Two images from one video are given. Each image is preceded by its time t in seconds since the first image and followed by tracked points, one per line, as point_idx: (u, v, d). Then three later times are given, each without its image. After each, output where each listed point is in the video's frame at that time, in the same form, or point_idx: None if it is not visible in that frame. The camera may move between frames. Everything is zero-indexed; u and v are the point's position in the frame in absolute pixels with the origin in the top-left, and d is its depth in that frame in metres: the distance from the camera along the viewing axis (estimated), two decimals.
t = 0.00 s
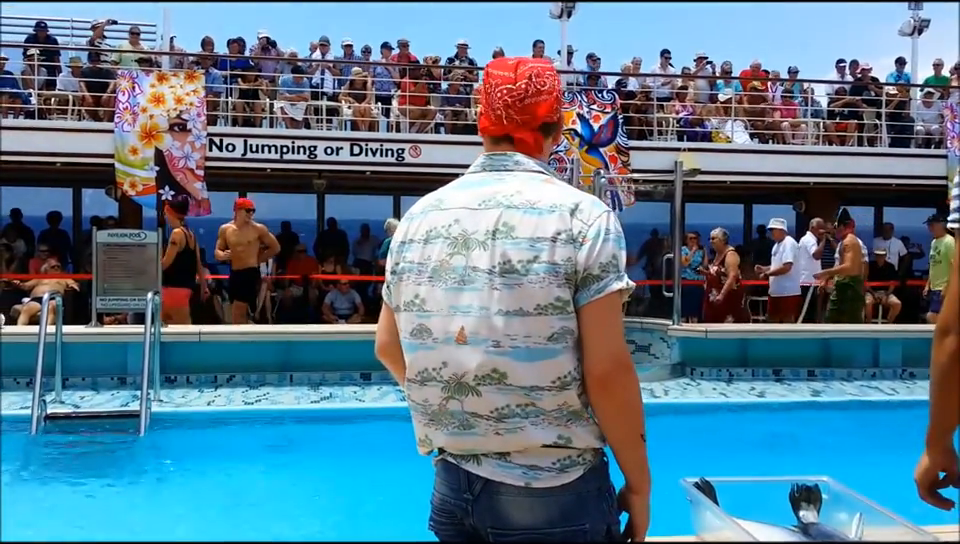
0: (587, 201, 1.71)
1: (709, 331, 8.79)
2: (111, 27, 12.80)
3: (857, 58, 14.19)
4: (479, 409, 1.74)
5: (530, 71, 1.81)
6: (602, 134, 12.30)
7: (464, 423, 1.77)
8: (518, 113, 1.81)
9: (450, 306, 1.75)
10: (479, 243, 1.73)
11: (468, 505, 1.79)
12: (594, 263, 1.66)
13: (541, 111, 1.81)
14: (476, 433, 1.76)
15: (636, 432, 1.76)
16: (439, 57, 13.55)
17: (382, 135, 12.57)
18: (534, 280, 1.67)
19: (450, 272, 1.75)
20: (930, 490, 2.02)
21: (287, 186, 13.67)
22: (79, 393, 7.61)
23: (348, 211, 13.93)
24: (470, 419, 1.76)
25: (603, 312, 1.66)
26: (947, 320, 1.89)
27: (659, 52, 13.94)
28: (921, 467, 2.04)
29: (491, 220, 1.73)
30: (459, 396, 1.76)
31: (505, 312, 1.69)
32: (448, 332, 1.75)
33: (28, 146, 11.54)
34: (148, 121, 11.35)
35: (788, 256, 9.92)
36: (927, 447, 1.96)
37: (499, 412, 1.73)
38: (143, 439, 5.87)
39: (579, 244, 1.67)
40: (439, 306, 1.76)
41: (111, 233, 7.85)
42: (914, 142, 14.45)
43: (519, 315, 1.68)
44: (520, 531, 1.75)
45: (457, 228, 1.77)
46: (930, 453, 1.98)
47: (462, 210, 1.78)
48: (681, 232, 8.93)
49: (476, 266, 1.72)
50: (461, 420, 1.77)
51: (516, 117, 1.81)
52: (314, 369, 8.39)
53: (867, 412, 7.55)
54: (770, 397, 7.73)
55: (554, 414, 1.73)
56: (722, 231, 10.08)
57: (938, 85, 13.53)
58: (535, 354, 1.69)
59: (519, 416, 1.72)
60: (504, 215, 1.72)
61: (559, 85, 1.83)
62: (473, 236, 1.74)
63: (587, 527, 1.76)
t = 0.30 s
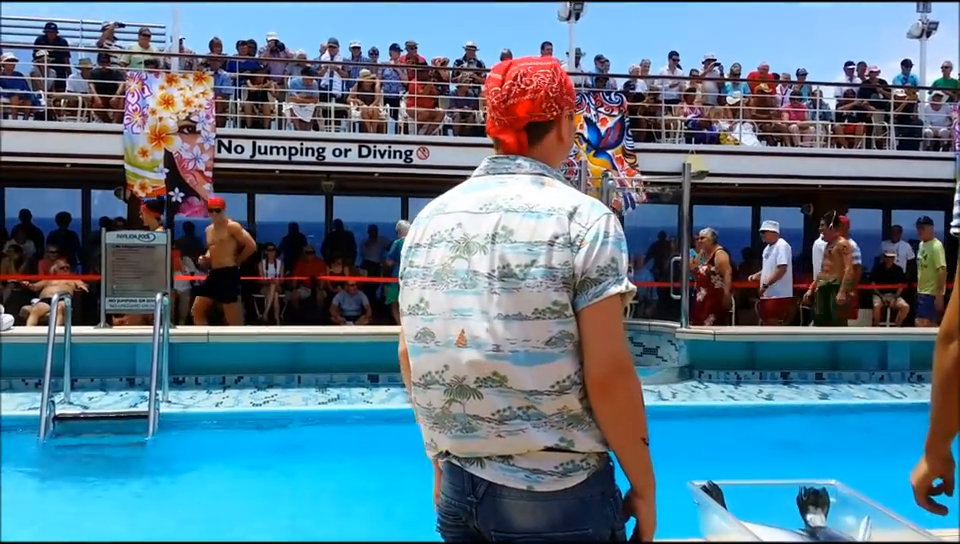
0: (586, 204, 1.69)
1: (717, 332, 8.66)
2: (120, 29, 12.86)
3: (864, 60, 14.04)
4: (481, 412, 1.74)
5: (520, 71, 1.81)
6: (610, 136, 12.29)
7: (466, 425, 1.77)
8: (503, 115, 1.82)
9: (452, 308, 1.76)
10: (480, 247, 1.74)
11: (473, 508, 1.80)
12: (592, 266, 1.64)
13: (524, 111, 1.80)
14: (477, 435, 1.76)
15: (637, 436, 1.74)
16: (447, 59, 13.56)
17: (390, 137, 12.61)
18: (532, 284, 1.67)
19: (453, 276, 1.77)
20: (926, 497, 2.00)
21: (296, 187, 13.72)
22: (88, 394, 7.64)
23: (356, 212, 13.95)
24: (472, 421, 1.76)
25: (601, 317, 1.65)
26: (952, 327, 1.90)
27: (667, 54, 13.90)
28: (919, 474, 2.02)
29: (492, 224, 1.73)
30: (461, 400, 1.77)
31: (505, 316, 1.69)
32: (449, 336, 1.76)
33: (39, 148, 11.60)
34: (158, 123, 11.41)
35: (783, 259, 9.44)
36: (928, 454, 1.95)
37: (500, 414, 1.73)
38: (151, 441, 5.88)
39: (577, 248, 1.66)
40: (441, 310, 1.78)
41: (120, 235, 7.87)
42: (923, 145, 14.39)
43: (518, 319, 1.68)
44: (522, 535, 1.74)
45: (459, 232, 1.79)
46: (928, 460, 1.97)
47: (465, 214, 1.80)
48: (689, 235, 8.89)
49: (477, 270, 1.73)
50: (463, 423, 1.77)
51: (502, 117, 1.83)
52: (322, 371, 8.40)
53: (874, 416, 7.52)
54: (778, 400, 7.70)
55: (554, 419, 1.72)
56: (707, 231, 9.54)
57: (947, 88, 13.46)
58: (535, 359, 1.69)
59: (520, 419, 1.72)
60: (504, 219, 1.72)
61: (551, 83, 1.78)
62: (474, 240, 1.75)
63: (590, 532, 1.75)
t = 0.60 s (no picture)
0: (600, 204, 1.68)
1: (736, 334, 8.64)
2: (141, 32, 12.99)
3: (882, 61, 13.94)
4: (496, 412, 1.74)
5: (532, 73, 1.82)
6: (626, 140, 12.25)
7: (481, 426, 1.77)
8: (515, 117, 1.84)
9: (468, 308, 1.77)
10: (496, 248, 1.74)
11: (489, 510, 1.81)
12: (604, 267, 1.63)
13: (534, 112, 1.80)
14: (492, 435, 1.76)
15: (652, 439, 1.72)
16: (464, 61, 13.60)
17: (408, 138, 12.63)
18: (545, 285, 1.66)
19: (470, 277, 1.78)
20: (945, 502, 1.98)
21: (314, 189, 13.80)
22: (108, 395, 7.74)
23: (375, 212, 14.03)
24: (487, 422, 1.76)
25: (615, 317, 1.63)
26: None
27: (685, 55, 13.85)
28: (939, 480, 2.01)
29: (506, 226, 1.73)
30: (476, 400, 1.77)
31: (519, 317, 1.69)
32: (465, 336, 1.77)
33: (61, 150, 11.69)
34: (178, 126, 11.44)
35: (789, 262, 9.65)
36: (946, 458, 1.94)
37: (515, 415, 1.72)
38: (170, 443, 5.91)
39: (589, 248, 1.65)
40: (458, 310, 1.79)
41: (140, 236, 7.97)
42: (943, 147, 14.25)
43: (532, 320, 1.68)
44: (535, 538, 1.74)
45: (476, 233, 1.79)
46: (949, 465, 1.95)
47: (481, 215, 1.80)
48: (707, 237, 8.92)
49: (493, 271, 1.73)
50: (478, 423, 1.77)
51: (515, 120, 1.85)
52: (340, 371, 8.45)
53: (894, 418, 7.44)
54: (796, 402, 7.65)
55: (568, 421, 1.72)
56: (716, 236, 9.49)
57: None
58: (549, 360, 1.68)
59: (534, 420, 1.72)
60: (518, 220, 1.72)
61: (563, 84, 1.78)
62: (490, 240, 1.75)
63: (605, 535, 1.74)
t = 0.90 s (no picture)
0: (627, 204, 1.68)
1: (764, 336, 8.61)
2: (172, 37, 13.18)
3: (911, 60, 13.76)
4: (524, 414, 1.74)
5: (560, 74, 1.82)
6: (652, 142, 12.20)
7: (510, 427, 1.77)
8: (542, 118, 1.85)
9: (496, 310, 1.77)
10: (524, 249, 1.74)
11: (518, 512, 1.81)
12: (632, 266, 1.62)
13: (560, 112, 1.80)
14: (521, 437, 1.76)
15: (681, 440, 1.72)
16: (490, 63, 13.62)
17: (434, 140, 12.68)
18: (572, 285, 1.66)
19: (498, 278, 1.78)
20: None
21: (341, 190, 13.81)
22: (139, 394, 7.84)
23: (402, 213, 14.02)
24: (515, 423, 1.76)
25: (643, 316, 1.63)
26: None
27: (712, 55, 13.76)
28: None
29: (534, 226, 1.73)
30: (504, 401, 1.77)
31: (547, 318, 1.68)
32: (493, 338, 1.77)
33: (93, 153, 11.80)
34: (206, 127, 11.59)
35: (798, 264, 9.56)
36: None
37: (543, 416, 1.72)
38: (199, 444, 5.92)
39: (618, 248, 1.64)
40: (486, 311, 1.79)
41: (170, 238, 8.06)
42: None
43: (560, 320, 1.67)
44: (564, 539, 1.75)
45: (504, 234, 1.79)
46: None
47: (509, 216, 1.80)
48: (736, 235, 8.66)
49: (520, 271, 1.73)
50: (506, 424, 1.78)
51: (542, 120, 1.85)
52: (367, 372, 8.49)
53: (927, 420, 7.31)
54: (826, 404, 7.56)
55: (597, 422, 1.71)
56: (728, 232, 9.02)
57: None
58: (578, 360, 1.68)
59: (562, 421, 1.71)
60: (545, 221, 1.72)
61: (590, 85, 1.78)
62: (518, 241, 1.75)
63: (634, 537, 1.74)
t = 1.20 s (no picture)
0: (658, 202, 1.66)
1: (794, 336, 8.52)
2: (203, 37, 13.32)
3: (943, 57, 13.62)
4: (555, 413, 1.75)
5: (590, 72, 1.82)
6: (680, 140, 12.44)
7: (541, 427, 1.78)
8: (573, 117, 1.85)
9: (527, 309, 1.77)
10: (554, 248, 1.73)
11: (549, 511, 1.81)
12: (663, 266, 1.61)
13: (590, 111, 1.80)
14: (553, 437, 1.76)
15: (713, 439, 1.72)
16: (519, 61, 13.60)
17: (463, 139, 12.62)
18: (603, 284, 1.65)
19: (529, 277, 1.78)
20: None
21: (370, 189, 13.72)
22: (171, 392, 7.91)
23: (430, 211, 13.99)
24: (546, 422, 1.77)
25: (674, 316, 1.61)
26: None
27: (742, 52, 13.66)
28: None
29: (564, 226, 1.72)
30: (536, 400, 1.77)
31: (578, 317, 1.68)
32: (524, 337, 1.77)
33: (123, 152, 11.91)
34: (236, 126, 11.72)
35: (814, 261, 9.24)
36: None
37: (574, 416, 1.72)
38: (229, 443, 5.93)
39: (648, 247, 1.63)
40: (517, 310, 1.80)
41: (202, 236, 8.09)
42: None
43: (590, 320, 1.67)
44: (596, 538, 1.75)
45: (534, 233, 1.79)
46: None
47: (539, 215, 1.79)
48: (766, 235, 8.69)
49: (551, 270, 1.73)
50: (538, 424, 1.78)
51: (572, 118, 1.85)
52: (396, 370, 8.52)
53: None
54: (858, 403, 7.48)
55: (628, 421, 1.71)
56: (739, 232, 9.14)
57: None
58: (609, 360, 1.67)
59: (594, 421, 1.72)
60: (576, 220, 1.71)
61: (620, 82, 1.77)
62: (549, 240, 1.75)
63: (666, 537, 1.75)
